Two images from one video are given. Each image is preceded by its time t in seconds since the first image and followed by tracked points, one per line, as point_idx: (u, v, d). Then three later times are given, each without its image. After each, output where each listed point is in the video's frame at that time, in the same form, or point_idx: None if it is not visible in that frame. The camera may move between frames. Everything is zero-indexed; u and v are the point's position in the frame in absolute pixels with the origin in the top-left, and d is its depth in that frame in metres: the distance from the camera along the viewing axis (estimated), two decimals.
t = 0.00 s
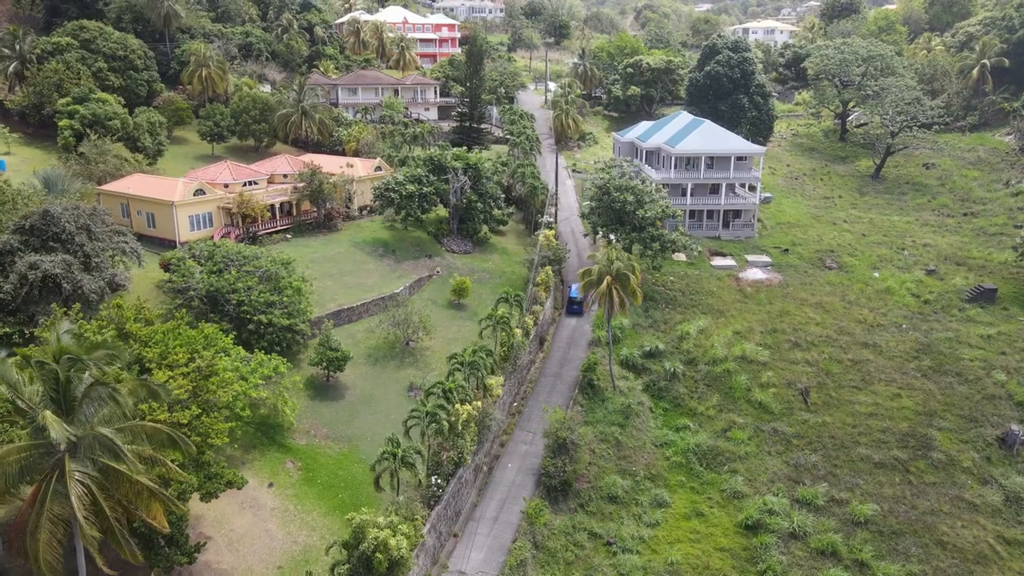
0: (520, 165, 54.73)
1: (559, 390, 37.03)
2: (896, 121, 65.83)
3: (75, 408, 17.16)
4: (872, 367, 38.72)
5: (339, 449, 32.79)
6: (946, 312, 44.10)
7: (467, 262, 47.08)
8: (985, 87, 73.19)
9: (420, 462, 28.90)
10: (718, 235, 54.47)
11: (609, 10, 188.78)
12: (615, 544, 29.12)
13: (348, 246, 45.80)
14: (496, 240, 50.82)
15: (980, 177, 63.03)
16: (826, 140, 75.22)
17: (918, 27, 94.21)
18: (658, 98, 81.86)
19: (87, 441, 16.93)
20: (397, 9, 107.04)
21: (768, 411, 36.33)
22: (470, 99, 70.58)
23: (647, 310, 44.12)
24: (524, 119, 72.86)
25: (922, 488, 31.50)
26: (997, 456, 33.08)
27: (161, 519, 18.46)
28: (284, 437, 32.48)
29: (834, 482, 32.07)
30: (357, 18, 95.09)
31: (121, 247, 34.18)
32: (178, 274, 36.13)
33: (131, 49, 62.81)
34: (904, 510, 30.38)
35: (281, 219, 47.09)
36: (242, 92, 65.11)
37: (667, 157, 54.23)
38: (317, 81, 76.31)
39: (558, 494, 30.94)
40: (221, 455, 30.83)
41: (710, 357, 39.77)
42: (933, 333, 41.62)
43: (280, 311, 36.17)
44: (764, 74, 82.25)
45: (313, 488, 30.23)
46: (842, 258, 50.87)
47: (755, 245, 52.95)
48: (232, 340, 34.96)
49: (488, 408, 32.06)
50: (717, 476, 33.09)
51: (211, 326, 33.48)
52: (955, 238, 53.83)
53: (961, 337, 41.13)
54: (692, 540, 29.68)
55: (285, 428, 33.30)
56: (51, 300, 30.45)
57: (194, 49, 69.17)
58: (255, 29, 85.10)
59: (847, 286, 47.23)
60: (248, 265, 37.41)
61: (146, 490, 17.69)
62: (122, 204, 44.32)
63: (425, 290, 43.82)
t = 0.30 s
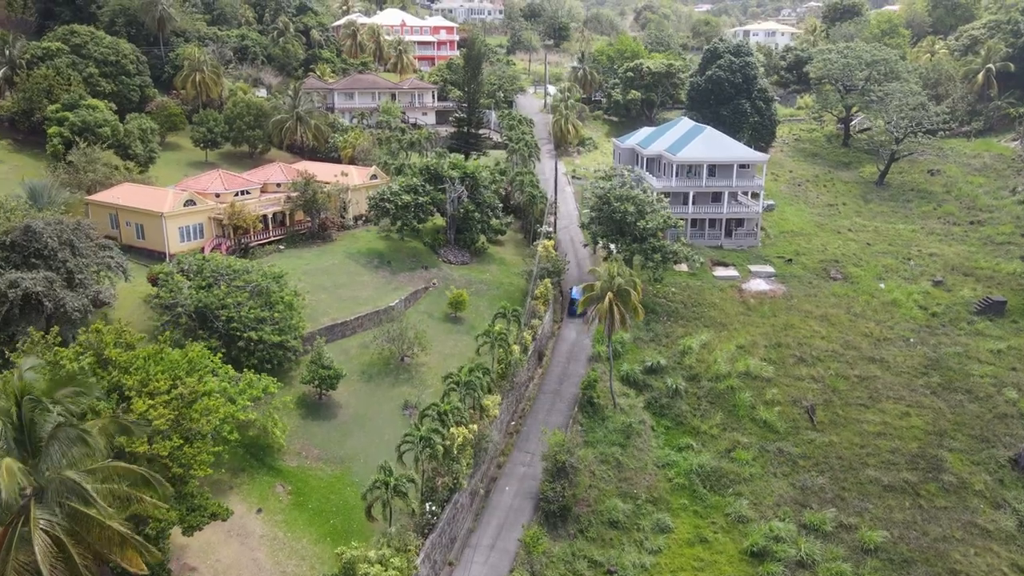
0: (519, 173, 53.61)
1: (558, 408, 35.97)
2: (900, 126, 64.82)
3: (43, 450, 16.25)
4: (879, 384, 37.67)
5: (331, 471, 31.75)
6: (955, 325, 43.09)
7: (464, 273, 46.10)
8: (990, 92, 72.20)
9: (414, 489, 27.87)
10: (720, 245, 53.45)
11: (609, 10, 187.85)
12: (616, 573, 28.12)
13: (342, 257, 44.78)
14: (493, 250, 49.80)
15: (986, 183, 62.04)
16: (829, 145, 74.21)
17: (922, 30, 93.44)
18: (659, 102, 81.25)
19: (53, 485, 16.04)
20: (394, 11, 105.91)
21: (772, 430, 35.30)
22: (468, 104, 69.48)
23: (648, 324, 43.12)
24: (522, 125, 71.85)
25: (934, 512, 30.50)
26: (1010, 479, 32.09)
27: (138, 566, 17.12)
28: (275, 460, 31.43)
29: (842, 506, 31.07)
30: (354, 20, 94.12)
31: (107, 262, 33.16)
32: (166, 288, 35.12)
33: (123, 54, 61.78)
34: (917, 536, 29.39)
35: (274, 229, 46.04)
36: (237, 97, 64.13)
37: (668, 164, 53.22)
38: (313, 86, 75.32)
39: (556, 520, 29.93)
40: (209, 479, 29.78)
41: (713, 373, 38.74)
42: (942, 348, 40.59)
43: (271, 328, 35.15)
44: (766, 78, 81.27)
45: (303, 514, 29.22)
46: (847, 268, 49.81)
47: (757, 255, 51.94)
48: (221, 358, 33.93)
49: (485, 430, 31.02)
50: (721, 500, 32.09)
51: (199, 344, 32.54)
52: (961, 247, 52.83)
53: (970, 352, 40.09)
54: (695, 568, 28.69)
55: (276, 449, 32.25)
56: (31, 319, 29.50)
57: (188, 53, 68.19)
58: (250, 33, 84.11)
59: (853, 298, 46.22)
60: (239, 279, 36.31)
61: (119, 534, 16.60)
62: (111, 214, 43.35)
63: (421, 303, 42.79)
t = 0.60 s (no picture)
0: (517, 182, 52.37)
1: (558, 430, 34.82)
2: (907, 134, 63.67)
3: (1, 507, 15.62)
4: (889, 404, 36.53)
5: (322, 498, 30.60)
6: (965, 341, 41.95)
7: (461, 286, 44.95)
8: (997, 98, 70.98)
9: (408, 521, 26.77)
10: (724, 256, 52.25)
11: (608, 11, 186.63)
12: None
13: (336, 271, 43.68)
14: (492, 262, 48.67)
15: (994, 191, 60.89)
16: (833, 151, 73.04)
17: (927, 34, 92.20)
18: (660, 107, 80.25)
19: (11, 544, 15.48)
20: (392, 14, 104.67)
21: (779, 453, 34.21)
22: (467, 110, 68.26)
23: (650, 339, 41.96)
24: (521, 131, 70.62)
25: (948, 541, 30.17)
26: None
27: None
28: (264, 486, 30.30)
29: (853, 535, 30.50)
30: (351, 24, 92.97)
31: (89, 280, 32.00)
32: (153, 305, 33.99)
33: (114, 60, 60.64)
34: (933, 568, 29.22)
35: (267, 242, 44.89)
36: (231, 104, 63.05)
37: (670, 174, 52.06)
38: (310, 91, 74.18)
39: (556, 551, 28.83)
40: (195, 508, 28.65)
41: (718, 392, 37.61)
42: (953, 365, 39.43)
43: (261, 347, 34.05)
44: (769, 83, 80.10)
45: (293, 545, 28.08)
46: (854, 281, 48.67)
47: (762, 266, 50.79)
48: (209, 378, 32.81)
49: (481, 456, 29.87)
50: (727, 528, 31.03)
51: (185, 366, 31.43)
52: (970, 258, 51.67)
53: (982, 369, 38.92)
54: None
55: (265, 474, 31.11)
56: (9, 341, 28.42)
57: (182, 59, 67.15)
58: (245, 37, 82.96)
59: (860, 312, 45.07)
60: (227, 295, 35.13)
61: None
62: (98, 226, 42.24)
63: (416, 319, 41.70)
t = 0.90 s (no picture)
0: (515, 192, 51.20)
1: (557, 452, 33.73)
2: (911, 141, 62.75)
3: None
4: (897, 423, 35.52)
5: (312, 524, 29.47)
6: (974, 356, 40.91)
7: (457, 299, 43.91)
8: (1002, 103, 69.94)
9: (400, 553, 25.74)
10: (725, 266, 51.33)
11: (607, 12, 185.58)
12: None
13: (329, 283, 42.59)
14: (489, 274, 47.58)
15: (999, 199, 59.88)
16: (835, 157, 72.01)
17: (929, 37, 91.27)
18: (660, 112, 79.30)
19: None
20: (389, 17, 103.59)
21: (785, 476, 33.24)
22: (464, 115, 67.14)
23: (651, 354, 40.89)
24: (519, 136, 69.52)
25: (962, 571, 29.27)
26: None
27: None
28: (251, 513, 29.17)
29: (863, 564, 29.58)
30: (347, 27, 91.88)
31: (71, 299, 30.88)
32: (138, 323, 32.89)
33: (105, 65, 59.50)
34: None
35: (258, 254, 43.79)
36: (224, 110, 62.00)
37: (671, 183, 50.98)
38: (304, 96, 73.06)
39: None
40: (179, 538, 27.51)
41: (721, 410, 36.55)
42: (962, 382, 38.37)
43: (249, 366, 32.95)
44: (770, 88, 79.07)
45: None
46: (859, 292, 47.65)
47: (765, 277, 49.74)
48: (196, 400, 31.72)
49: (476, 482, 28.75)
50: (730, 555, 30.05)
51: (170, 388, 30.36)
52: (977, 268, 50.65)
53: (992, 387, 37.90)
54: None
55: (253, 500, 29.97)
56: None
57: (174, 64, 66.08)
58: (240, 41, 81.86)
59: (865, 325, 44.02)
60: (215, 312, 34.02)
61: None
62: (85, 238, 41.17)
63: (411, 334, 40.63)
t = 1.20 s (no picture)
0: (512, 203, 49.91)
1: (556, 477, 32.50)
2: (917, 150, 61.76)
3: None
4: (908, 446, 34.41)
5: (301, 556, 28.18)
6: (985, 374, 39.75)
7: (454, 314, 42.70)
8: (1009, 109, 68.81)
9: None
10: (729, 277, 50.04)
11: (607, 14, 184.55)
12: None
13: (321, 299, 41.36)
14: (486, 287, 46.36)
15: (1007, 208, 58.75)
16: (839, 164, 70.85)
17: (933, 41, 90.29)
18: (661, 117, 78.17)
19: None
20: (386, 20, 102.31)
21: (793, 502, 32.16)
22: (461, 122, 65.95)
23: (653, 372, 39.66)
24: (518, 143, 68.31)
25: None
26: None
27: None
28: (237, 545, 27.90)
29: None
30: (344, 31, 90.74)
31: (50, 321, 29.62)
32: (121, 345, 31.59)
33: (94, 72, 58.26)
34: None
35: (248, 268, 42.57)
36: (216, 117, 60.81)
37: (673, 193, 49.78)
38: (299, 102, 71.85)
39: None
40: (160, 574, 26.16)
41: (726, 433, 35.37)
42: (974, 403, 37.24)
43: (237, 390, 31.71)
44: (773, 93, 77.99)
45: None
46: (866, 306, 46.46)
47: (769, 290, 48.57)
48: (180, 426, 30.46)
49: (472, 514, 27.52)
50: None
51: (153, 414, 29.10)
52: (986, 281, 49.51)
53: (1005, 407, 36.78)
54: None
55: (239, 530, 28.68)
56: None
57: (165, 70, 64.81)
58: (234, 45, 80.68)
59: (873, 341, 42.84)
60: (201, 332, 32.72)
61: None
62: (69, 253, 39.91)
63: (405, 351, 39.39)
